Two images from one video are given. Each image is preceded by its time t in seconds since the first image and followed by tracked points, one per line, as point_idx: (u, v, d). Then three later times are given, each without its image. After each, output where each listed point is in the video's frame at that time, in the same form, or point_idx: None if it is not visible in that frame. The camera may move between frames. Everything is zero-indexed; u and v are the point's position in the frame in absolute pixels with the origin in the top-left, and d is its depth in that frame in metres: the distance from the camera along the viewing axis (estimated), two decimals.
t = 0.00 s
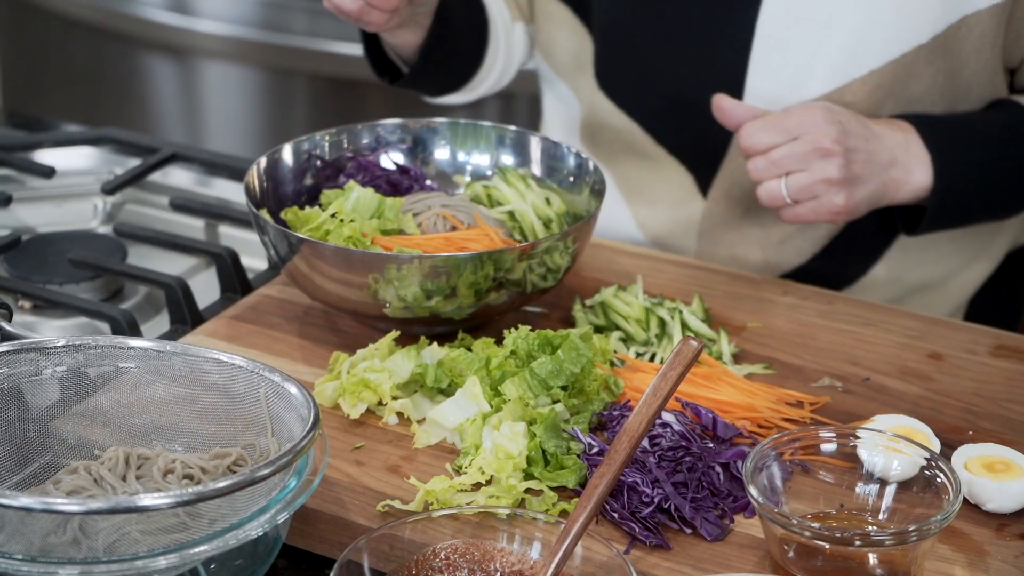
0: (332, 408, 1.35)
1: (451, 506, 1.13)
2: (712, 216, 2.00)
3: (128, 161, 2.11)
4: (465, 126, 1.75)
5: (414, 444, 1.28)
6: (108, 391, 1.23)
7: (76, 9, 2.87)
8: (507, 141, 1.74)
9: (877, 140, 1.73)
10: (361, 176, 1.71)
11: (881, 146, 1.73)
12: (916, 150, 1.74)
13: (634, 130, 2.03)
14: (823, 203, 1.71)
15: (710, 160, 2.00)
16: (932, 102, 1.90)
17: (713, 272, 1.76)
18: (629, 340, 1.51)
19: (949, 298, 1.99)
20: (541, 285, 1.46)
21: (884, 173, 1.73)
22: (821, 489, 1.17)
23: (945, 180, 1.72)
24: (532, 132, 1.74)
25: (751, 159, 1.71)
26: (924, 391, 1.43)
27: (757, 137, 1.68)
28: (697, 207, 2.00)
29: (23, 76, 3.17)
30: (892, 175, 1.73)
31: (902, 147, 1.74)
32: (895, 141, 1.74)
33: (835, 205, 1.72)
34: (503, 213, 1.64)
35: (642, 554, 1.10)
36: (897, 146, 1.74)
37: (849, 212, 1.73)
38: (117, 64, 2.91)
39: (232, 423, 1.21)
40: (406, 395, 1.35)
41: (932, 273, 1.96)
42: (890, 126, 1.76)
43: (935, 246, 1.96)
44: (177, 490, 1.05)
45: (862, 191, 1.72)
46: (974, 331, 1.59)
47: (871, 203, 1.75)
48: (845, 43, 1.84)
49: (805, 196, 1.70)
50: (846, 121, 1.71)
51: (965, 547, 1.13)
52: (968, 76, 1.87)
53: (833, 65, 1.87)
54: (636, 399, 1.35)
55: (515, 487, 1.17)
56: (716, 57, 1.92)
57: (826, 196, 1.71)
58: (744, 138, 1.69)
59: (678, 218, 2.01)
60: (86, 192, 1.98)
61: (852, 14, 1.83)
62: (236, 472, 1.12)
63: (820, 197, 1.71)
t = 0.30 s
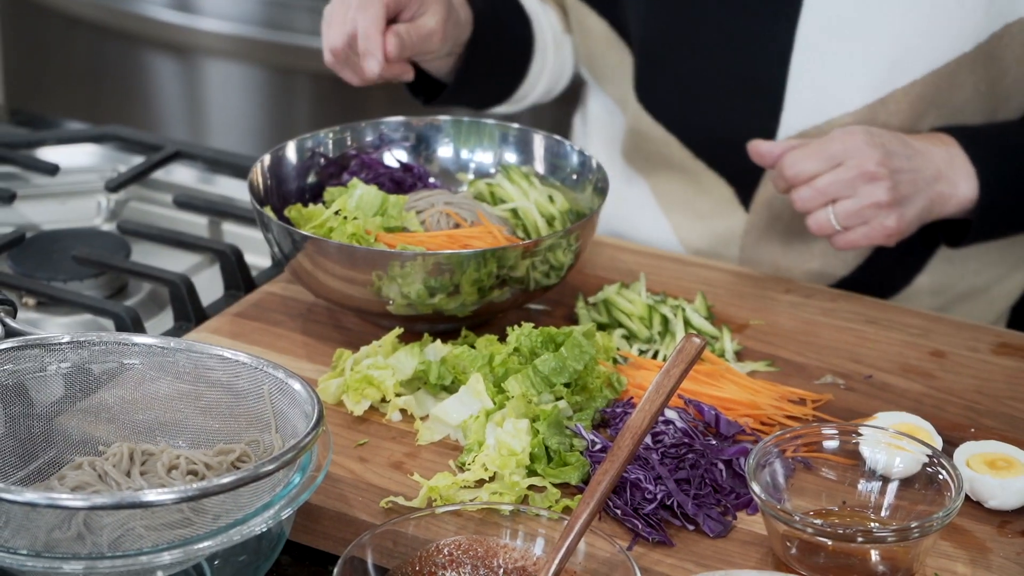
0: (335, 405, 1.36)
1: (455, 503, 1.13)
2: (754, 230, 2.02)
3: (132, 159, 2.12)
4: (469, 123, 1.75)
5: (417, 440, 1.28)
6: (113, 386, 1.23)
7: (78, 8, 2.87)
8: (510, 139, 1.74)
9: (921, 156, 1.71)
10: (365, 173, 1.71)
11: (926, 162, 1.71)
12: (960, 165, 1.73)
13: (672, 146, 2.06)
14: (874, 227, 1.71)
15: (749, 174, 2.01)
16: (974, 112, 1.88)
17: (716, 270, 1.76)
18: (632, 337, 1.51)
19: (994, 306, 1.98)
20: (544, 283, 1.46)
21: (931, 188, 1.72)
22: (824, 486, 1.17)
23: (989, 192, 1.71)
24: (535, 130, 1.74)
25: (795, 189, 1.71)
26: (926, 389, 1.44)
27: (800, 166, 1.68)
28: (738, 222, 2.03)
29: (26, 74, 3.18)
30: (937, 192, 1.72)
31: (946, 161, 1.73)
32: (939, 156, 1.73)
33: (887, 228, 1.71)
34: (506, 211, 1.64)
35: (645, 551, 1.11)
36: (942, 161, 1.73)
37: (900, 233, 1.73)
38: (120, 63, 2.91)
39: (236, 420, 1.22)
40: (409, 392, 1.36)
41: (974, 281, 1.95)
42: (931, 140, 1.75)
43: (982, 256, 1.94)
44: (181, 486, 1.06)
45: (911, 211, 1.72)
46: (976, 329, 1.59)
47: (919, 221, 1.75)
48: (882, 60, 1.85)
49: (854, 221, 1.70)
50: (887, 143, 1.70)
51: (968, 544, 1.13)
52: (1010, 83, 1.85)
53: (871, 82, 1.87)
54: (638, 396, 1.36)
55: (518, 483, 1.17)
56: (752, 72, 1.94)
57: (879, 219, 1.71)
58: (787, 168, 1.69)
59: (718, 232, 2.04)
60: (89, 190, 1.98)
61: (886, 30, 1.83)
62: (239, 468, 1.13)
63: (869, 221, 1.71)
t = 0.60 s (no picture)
0: (338, 404, 1.36)
1: (458, 502, 1.14)
2: (805, 251, 1.93)
3: (135, 159, 2.12)
4: (472, 124, 1.75)
5: (420, 440, 1.29)
6: (116, 386, 1.24)
7: (81, 8, 2.88)
8: (513, 140, 1.75)
9: (964, 176, 1.66)
10: (367, 174, 1.72)
11: (969, 183, 1.66)
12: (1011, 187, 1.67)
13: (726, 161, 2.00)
14: (906, 246, 1.65)
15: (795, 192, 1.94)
16: None
17: (718, 270, 1.76)
18: (634, 337, 1.51)
19: None
20: (547, 283, 1.46)
21: (971, 211, 1.66)
22: (825, 485, 1.17)
23: None
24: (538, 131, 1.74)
25: (829, 203, 1.65)
26: (927, 389, 1.44)
27: (837, 176, 1.62)
28: (790, 244, 1.95)
29: (30, 74, 3.19)
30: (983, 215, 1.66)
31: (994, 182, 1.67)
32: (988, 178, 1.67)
33: (919, 248, 1.64)
34: (508, 211, 1.64)
35: (646, 550, 1.11)
36: (990, 184, 1.66)
37: (933, 254, 1.66)
38: (124, 64, 2.92)
39: (239, 419, 1.22)
40: (411, 392, 1.36)
41: None
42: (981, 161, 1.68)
43: None
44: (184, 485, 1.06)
45: (947, 233, 1.66)
46: (978, 329, 1.60)
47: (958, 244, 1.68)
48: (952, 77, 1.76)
49: (887, 240, 1.64)
50: (927, 162, 1.64)
51: (968, 543, 1.14)
52: None
53: (927, 100, 1.79)
54: (640, 395, 1.36)
55: (520, 482, 1.18)
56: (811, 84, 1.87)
57: (913, 239, 1.64)
58: (822, 176, 1.63)
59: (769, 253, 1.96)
60: (92, 190, 1.99)
61: (953, 44, 1.74)
62: (242, 467, 1.13)
63: (902, 240, 1.65)
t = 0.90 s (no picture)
0: (337, 403, 1.36)
1: (457, 501, 1.14)
2: (837, 262, 1.91)
3: (135, 159, 2.12)
4: (471, 124, 1.76)
5: (419, 439, 1.29)
6: (115, 385, 1.24)
7: (82, 9, 2.89)
8: (513, 140, 1.75)
9: (995, 196, 1.62)
10: (367, 173, 1.72)
11: (1000, 204, 1.62)
12: None
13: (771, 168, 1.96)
14: (932, 267, 1.63)
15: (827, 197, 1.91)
16: None
17: (718, 270, 1.76)
18: (632, 336, 1.52)
19: None
20: (546, 282, 1.47)
21: (1003, 232, 1.63)
22: (823, 484, 1.17)
23: None
24: (537, 130, 1.75)
25: (858, 220, 1.65)
26: (925, 387, 1.44)
27: (862, 198, 1.61)
28: (825, 252, 1.92)
29: (30, 75, 3.19)
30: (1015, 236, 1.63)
31: None
32: None
33: (945, 269, 1.62)
34: (508, 211, 1.65)
35: (645, 548, 1.11)
36: None
37: (961, 276, 1.63)
38: (126, 64, 2.92)
39: (238, 418, 1.22)
40: (411, 391, 1.36)
41: None
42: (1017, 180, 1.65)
43: None
44: (184, 483, 1.06)
45: (975, 255, 1.63)
46: (977, 328, 1.60)
47: (985, 265, 1.65)
48: (1006, 89, 1.71)
49: (913, 259, 1.63)
50: (958, 180, 1.61)
51: (967, 541, 1.14)
52: None
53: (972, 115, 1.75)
54: (638, 394, 1.36)
55: (519, 481, 1.18)
56: (862, 87, 1.82)
57: (941, 260, 1.62)
58: (849, 198, 1.62)
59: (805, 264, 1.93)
60: (92, 190, 1.99)
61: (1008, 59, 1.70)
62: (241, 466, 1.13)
63: (928, 260, 1.63)
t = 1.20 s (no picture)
0: (336, 405, 1.36)
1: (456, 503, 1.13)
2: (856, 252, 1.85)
3: (135, 162, 2.13)
4: (470, 127, 1.76)
5: (417, 440, 1.29)
6: (114, 387, 1.24)
7: (83, 12, 2.90)
8: (511, 142, 1.75)
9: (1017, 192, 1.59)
10: (365, 174, 1.72)
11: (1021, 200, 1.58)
12: None
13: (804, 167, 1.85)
14: (946, 255, 1.61)
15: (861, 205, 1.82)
16: None
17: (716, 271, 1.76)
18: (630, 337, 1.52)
19: None
20: (544, 284, 1.47)
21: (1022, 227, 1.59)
22: (820, 485, 1.17)
23: None
24: (535, 133, 1.75)
25: (875, 199, 1.65)
26: (922, 389, 1.44)
27: (881, 176, 1.61)
28: (845, 234, 1.84)
29: (30, 78, 3.20)
30: None
31: None
32: None
33: (959, 259, 1.60)
34: (506, 213, 1.65)
35: (643, 548, 1.11)
36: None
37: (975, 268, 1.61)
38: (125, 67, 2.93)
39: (237, 420, 1.23)
40: (410, 392, 1.36)
41: None
42: None
43: None
44: (183, 484, 1.06)
45: (991, 247, 1.60)
46: (974, 329, 1.60)
47: (1000, 260, 1.62)
48: None
49: (925, 245, 1.62)
50: (979, 171, 1.58)
51: (963, 541, 1.14)
52: None
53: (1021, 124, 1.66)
54: (637, 395, 1.36)
55: (517, 482, 1.18)
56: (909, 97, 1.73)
57: (955, 250, 1.60)
58: (868, 175, 1.62)
59: (824, 248, 1.86)
60: (91, 193, 1.99)
61: None
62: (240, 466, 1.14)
63: (941, 249, 1.61)
